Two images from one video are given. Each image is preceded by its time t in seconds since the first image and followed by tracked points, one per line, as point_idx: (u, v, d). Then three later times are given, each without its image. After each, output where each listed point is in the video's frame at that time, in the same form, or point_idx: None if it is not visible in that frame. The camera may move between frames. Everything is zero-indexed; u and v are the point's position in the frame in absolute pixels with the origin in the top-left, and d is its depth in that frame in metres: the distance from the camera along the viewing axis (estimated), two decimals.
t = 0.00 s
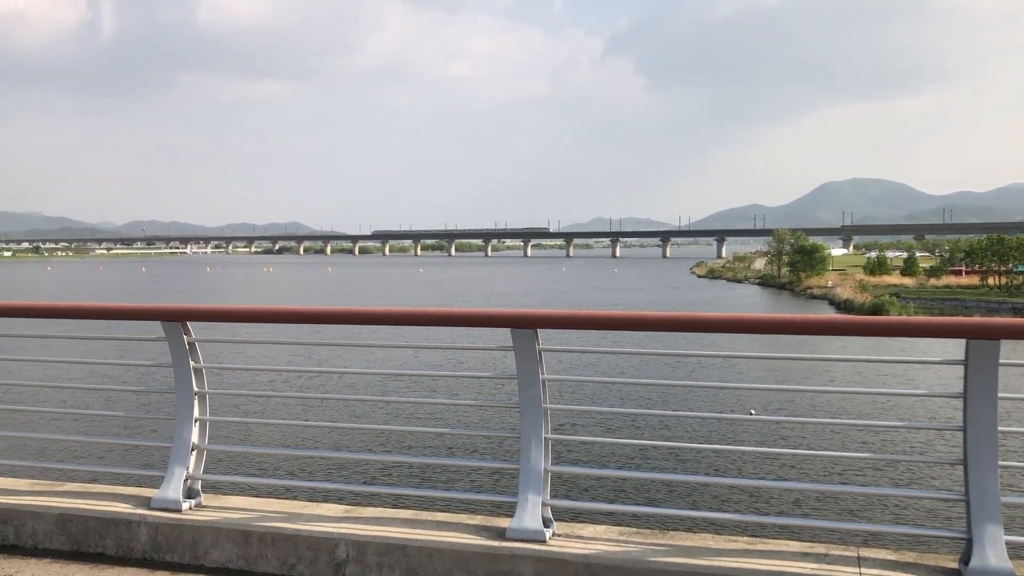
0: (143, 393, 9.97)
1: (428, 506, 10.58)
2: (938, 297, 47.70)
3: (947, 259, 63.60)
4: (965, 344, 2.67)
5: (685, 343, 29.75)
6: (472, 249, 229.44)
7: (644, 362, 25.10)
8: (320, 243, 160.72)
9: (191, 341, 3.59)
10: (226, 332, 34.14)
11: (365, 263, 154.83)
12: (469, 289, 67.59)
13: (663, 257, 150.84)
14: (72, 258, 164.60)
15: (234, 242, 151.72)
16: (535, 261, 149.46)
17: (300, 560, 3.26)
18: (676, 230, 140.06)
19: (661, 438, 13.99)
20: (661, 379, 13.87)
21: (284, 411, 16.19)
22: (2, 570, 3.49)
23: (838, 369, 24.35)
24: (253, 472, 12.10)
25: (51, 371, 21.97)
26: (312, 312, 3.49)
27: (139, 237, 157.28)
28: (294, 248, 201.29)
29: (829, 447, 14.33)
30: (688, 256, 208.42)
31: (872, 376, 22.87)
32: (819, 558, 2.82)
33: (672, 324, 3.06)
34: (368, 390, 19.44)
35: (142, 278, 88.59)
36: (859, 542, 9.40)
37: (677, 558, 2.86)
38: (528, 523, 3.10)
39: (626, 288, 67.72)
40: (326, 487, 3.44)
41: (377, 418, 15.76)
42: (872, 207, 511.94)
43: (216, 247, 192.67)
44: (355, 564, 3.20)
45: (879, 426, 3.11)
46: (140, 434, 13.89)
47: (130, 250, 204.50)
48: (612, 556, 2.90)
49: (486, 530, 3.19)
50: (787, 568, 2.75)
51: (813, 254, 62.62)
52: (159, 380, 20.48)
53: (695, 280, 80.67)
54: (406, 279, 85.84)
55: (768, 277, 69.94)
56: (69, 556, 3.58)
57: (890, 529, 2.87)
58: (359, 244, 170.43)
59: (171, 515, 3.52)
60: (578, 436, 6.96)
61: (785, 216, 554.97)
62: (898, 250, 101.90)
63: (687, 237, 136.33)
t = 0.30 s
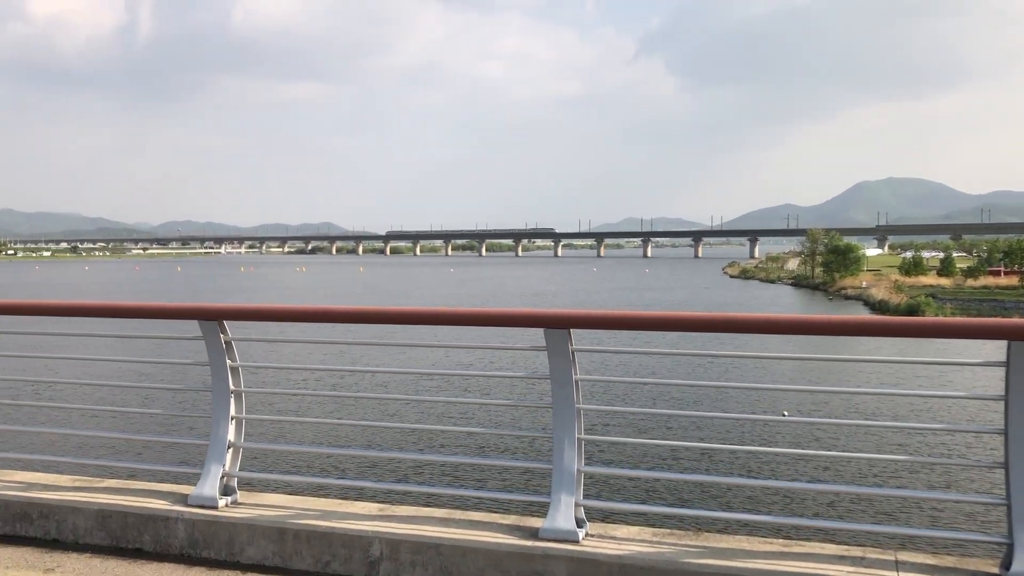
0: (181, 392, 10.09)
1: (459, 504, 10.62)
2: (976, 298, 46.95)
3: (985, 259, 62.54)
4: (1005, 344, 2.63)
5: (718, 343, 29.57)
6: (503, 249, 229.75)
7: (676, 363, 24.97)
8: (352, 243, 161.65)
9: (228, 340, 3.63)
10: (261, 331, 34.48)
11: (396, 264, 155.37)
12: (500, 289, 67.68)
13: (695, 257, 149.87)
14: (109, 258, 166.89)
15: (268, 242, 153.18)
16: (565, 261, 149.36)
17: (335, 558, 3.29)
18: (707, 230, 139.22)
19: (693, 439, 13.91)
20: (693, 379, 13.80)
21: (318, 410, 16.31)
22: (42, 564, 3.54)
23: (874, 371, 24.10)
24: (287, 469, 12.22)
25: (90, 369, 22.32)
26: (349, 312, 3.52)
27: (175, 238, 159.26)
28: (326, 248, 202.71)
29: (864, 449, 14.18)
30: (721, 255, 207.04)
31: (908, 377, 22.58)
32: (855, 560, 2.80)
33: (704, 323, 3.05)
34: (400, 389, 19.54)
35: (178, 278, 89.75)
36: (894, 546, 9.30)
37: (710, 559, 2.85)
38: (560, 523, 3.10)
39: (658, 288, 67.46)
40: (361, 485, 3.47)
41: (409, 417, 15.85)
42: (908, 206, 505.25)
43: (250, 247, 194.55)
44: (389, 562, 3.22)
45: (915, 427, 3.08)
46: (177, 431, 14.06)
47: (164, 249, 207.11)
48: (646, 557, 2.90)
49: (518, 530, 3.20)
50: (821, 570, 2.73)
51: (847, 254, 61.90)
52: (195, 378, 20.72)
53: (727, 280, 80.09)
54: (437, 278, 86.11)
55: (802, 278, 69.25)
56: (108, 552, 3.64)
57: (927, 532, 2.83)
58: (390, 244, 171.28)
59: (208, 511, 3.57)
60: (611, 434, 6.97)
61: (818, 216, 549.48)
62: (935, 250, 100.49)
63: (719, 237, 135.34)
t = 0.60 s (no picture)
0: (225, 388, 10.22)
1: (499, 502, 10.64)
2: None
3: None
4: None
5: (758, 343, 29.30)
6: (541, 247, 229.47)
7: (716, 362, 24.79)
8: (390, 242, 162.48)
9: (272, 337, 3.67)
10: (303, 329, 34.82)
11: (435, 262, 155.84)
12: (538, 288, 67.55)
13: (735, 256, 148.44)
14: (153, 256, 169.44)
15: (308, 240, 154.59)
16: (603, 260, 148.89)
17: (377, 554, 3.32)
18: (748, 229, 137.87)
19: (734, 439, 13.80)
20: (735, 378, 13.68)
21: (359, 406, 16.43)
22: (91, 556, 3.61)
23: (918, 371, 23.72)
24: (327, 465, 12.32)
25: (137, 365, 22.72)
26: (395, 310, 3.57)
27: (218, 237, 161.21)
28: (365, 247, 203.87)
29: (908, 450, 13.97)
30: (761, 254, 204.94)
31: (953, 377, 22.19)
32: (904, 564, 2.77)
33: (749, 325, 3.05)
34: (439, 386, 19.60)
35: (222, 276, 90.77)
36: (940, 548, 9.14)
37: (755, 560, 2.84)
38: (602, 523, 3.10)
39: (698, 288, 66.95)
40: (401, 482, 3.49)
41: (448, 414, 15.90)
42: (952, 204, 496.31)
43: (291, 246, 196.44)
44: (430, 560, 3.24)
45: (966, 428, 3.01)
46: (221, 427, 14.24)
47: (206, 248, 209.81)
48: (688, 557, 2.89)
49: (559, 528, 3.20)
50: (867, 574, 2.71)
51: (891, 253, 61.00)
52: (238, 375, 20.98)
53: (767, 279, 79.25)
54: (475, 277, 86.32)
55: (844, 277, 68.31)
56: (156, 545, 3.70)
57: (978, 536, 2.79)
58: (429, 242, 171.88)
59: (251, 507, 3.61)
60: (653, 433, 6.94)
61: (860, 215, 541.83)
62: (981, 249, 98.53)
63: (759, 236, 133.99)
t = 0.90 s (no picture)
0: (272, 385, 10.32)
1: (542, 500, 10.63)
2: None
3: None
4: None
5: (804, 343, 28.90)
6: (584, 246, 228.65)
7: (761, 362, 24.52)
8: (433, 241, 163.00)
9: (319, 335, 3.70)
10: (348, 326, 35.08)
11: (477, 261, 156.03)
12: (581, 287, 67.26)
13: (781, 255, 146.55)
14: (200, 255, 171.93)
15: (352, 238, 155.66)
16: (645, 259, 148.01)
17: (423, 551, 3.34)
18: (793, 227, 136.05)
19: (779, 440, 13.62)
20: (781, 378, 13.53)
21: (403, 403, 16.52)
22: (144, 549, 3.68)
23: (969, 372, 23.22)
24: (372, 461, 12.40)
25: (186, 362, 23.05)
26: (443, 309, 3.59)
27: (264, 236, 163.10)
28: (408, 246, 204.63)
29: (959, 452, 13.69)
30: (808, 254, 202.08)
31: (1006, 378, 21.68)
32: (957, 568, 2.71)
33: (795, 324, 3.05)
34: (482, 384, 19.63)
35: (267, 275, 91.83)
36: (994, 553, 8.92)
37: (803, 563, 2.82)
38: (650, 523, 3.10)
39: (743, 287, 66.20)
40: (447, 479, 3.51)
41: (490, 412, 15.94)
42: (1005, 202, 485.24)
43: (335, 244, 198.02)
44: (476, 559, 3.25)
45: None
46: (268, 423, 14.42)
47: (253, 246, 212.27)
48: (736, 559, 2.88)
49: (606, 528, 3.20)
50: None
51: (942, 251, 59.79)
52: (284, 371, 21.21)
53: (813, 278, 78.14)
54: (518, 276, 86.25)
55: (893, 276, 67.11)
56: (205, 540, 3.75)
57: None
58: (471, 241, 172.25)
59: (299, 502, 3.65)
60: (699, 433, 6.87)
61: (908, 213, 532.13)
62: None
63: (805, 234, 132.03)
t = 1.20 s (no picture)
0: (319, 384, 10.44)
1: (586, 500, 10.60)
2: None
3: None
4: None
5: (854, 344, 28.46)
6: (627, 245, 227.68)
7: (808, 363, 24.19)
8: (477, 241, 163.46)
9: (368, 335, 3.74)
10: (393, 327, 35.33)
11: (520, 260, 156.12)
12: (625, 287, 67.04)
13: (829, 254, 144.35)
14: (247, 255, 174.40)
15: (396, 238, 156.82)
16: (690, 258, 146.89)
17: (470, 550, 3.35)
18: (841, 226, 133.94)
19: (827, 442, 13.41)
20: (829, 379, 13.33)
21: (449, 402, 16.60)
22: (196, 545, 3.74)
23: None
24: (418, 460, 12.49)
25: (235, 361, 23.41)
26: (490, 309, 3.60)
27: (309, 236, 164.85)
28: (452, 246, 205.46)
29: (1014, 456, 13.35)
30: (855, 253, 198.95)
31: None
32: None
33: (846, 324, 3.00)
34: (526, 384, 19.64)
35: (312, 275, 92.81)
36: None
37: (854, 567, 2.78)
38: (698, 524, 3.08)
39: (790, 287, 65.34)
40: (494, 479, 3.52)
41: (534, 411, 15.95)
42: None
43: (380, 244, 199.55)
44: (523, 559, 3.25)
45: None
46: (315, 421, 14.58)
47: (298, 247, 214.79)
48: (785, 562, 2.85)
49: (653, 529, 3.19)
50: None
51: (996, 250, 58.46)
52: (330, 370, 21.42)
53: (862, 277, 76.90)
54: (560, 276, 86.10)
55: (945, 275, 65.76)
56: (255, 536, 3.80)
57: None
58: (514, 240, 172.40)
59: (347, 500, 3.68)
60: (747, 435, 6.80)
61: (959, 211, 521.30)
62: None
63: (854, 233, 129.91)
